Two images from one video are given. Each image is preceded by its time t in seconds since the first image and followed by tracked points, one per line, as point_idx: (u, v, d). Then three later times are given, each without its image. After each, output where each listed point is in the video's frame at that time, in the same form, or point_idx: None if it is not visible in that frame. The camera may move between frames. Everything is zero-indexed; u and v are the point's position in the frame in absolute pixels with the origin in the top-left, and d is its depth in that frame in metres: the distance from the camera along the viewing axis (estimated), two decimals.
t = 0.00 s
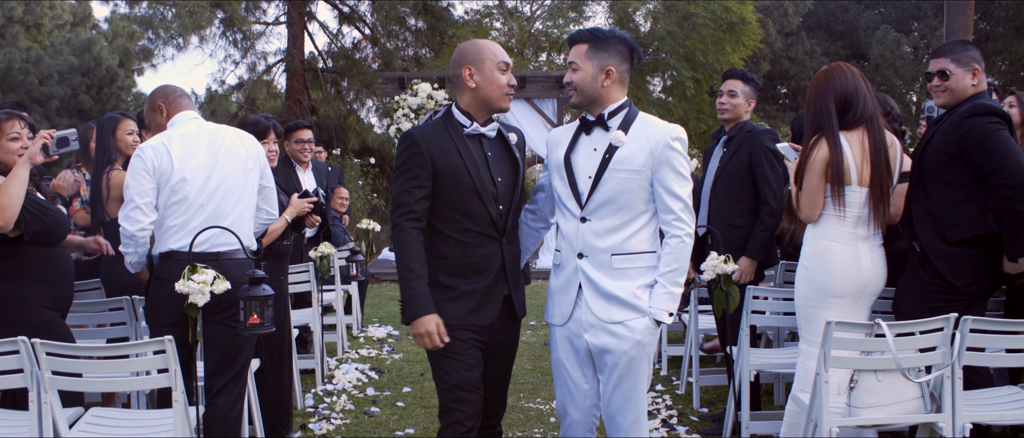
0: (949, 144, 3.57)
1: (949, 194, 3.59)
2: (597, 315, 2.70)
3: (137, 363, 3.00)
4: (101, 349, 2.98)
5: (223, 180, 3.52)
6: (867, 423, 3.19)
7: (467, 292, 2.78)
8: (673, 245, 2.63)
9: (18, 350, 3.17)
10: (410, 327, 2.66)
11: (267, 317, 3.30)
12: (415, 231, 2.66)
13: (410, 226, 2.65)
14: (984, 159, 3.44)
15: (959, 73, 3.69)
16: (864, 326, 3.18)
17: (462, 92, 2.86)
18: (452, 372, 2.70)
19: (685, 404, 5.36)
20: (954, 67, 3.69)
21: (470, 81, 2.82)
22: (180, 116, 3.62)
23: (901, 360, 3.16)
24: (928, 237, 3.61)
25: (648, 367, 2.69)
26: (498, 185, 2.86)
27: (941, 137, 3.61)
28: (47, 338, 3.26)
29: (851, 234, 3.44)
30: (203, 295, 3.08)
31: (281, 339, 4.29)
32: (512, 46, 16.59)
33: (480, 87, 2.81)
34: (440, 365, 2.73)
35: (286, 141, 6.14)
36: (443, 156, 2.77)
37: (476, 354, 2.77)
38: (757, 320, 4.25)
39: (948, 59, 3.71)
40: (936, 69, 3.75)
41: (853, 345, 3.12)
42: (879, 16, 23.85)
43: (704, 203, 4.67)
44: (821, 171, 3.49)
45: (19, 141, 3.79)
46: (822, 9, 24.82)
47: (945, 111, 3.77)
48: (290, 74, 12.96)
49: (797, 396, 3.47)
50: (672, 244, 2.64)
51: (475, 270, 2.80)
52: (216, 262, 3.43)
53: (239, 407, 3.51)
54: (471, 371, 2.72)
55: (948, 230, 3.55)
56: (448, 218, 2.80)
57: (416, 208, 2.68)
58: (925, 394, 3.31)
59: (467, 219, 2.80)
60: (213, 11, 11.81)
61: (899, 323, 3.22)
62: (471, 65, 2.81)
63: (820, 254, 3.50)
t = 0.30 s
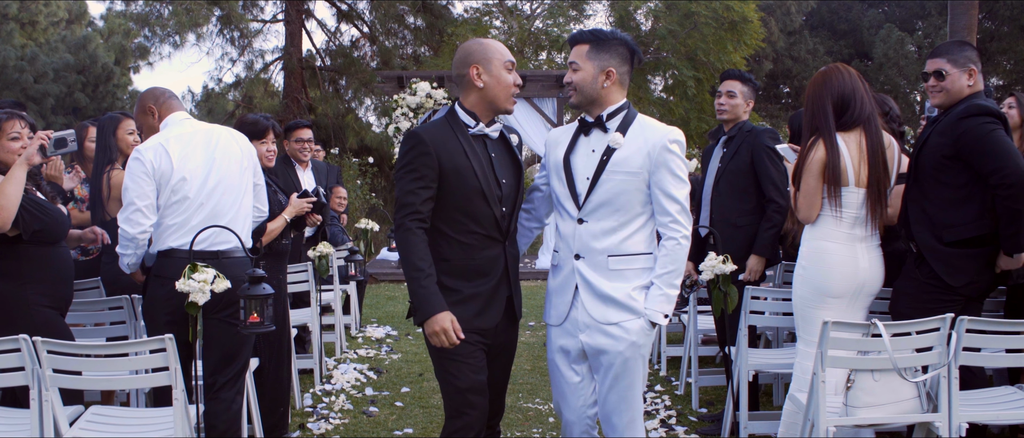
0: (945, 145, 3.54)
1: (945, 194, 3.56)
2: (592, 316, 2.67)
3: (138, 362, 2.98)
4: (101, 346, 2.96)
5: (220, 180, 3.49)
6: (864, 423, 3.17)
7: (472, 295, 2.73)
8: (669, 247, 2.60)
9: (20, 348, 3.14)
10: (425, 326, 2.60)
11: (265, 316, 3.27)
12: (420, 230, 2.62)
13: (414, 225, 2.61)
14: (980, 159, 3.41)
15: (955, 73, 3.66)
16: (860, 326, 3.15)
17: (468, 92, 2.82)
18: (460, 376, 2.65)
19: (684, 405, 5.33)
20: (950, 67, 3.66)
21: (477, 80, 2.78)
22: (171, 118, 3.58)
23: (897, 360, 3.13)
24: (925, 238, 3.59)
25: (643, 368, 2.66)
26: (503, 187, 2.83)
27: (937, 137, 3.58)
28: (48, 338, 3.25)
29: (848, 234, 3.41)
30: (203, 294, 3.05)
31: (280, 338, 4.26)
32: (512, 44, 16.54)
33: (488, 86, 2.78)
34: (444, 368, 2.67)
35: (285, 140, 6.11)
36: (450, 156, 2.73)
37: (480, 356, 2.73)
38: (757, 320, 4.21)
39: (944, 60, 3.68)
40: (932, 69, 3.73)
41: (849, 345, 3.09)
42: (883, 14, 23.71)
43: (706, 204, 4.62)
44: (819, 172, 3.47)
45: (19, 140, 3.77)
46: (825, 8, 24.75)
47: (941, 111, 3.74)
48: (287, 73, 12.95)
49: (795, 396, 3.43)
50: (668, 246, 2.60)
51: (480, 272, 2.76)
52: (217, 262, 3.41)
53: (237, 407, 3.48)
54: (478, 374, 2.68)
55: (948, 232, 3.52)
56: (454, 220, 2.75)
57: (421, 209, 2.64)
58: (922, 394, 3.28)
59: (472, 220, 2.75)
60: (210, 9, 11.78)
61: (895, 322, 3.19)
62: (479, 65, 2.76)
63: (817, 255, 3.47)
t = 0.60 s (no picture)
0: (941, 144, 3.52)
1: (941, 194, 3.53)
2: (584, 314, 2.64)
3: (139, 359, 2.95)
4: (103, 344, 2.94)
5: (217, 177, 3.47)
6: (861, 422, 3.16)
7: (477, 299, 2.68)
8: (661, 247, 2.59)
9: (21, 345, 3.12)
10: (423, 330, 2.56)
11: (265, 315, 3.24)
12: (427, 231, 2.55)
13: (420, 226, 2.54)
14: (976, 158, 3.38)
15: (951, 73, 3.63)
16: (858, 325, 3.13)
17: (478, 90, 2.75)
18: (460, 386, 2.64)
19: (684, 404, 5.30)
20: (946, 66, 3.63)
21: (488, 78, 2.72)
22: (166, 115, 3.56)
23: (895, 359, 3.10)
24: (922, 238, 3.56)
25: (633, 367, 2.63)
26: (509, 187, 2.76)
27: (934, 137, 3.55)
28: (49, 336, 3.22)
29: (846, 234, 3.38)
30: (203, 291, 3.05)
31: (279, 336, 4.24)
32: (512, 42, 16.47)
33: (500, 84, 2.72)
34: (447, 374, 2.64)
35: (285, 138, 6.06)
36: (461, 156, 2.65)
37: (484, 361, 2.69)
38: (756, 319, 4.18)
39: (940, 59, 3.65)
40: (928, 68, 3.70)
41: (848, 344, 3.06)
42: (886, 11, 23.58)
43: (708, 203, 4.55)
44: (817, 172, 3.43)
45: (20, 139, 3.76)
46: (827, 6, 24.65)
47: (938, 111, 3.71)
48: (285, 70, 12.90)
49: (792, 395, 3.40)
50: (660, 246, 2.60)
51: (486, 273, 2.70)
52: (219, 259, 3.40)
53: (234, 407, 3.45)
54: (476, 382, 2.66)
55: (944, 232, 3.49)
56: (462, 220, 2.67)
57: (428, 208, 2.57)
58: (919, 392, 3.26)
59: (481, 221, 2.68)
60: (207, 5, 11.73)
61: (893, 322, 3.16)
62: (491, 62, 2.71)
63: (816, 254, 3.44)
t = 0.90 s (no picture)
0: (938, 144, 3.48)
1: (939, 192, 3.49)
2: (577, 311, 2.67)
3: (141, 356, 2.93)
4: (105, 341, 2.92)
5: (219, 174, 3.46)
6: (860, 420, 3.13)
7: (485, 294, 2.63)
8: (654, 246, 2.61)
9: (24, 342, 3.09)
10: (412, 330, 2.53)
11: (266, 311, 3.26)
12: (439, 226, 2.49)
13: (434, 220, 2.48)
14: (972, 157, 3.35)
15: (948, 71, 3.59)
16: (857, 323, 3.11)
17: (490, 86, 2.70)
18: (465, 385, 2.60)
19: (684, 403, 5.27)
20: (943, 65, 3.60)
21: (502, 74, 2.67)
22: (165, 112, 3.54)
23: (894, 356, 3.07)
24: (921, 238, 3.52)
25: (628, 363, 2.65)
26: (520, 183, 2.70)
27: (930, 136, 3.52)
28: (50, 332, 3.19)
29: (846, 232, 3.35)
30: (204, 288, 3.04)
31: (281, 333, 4.20)
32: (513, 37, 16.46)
33: (514, 80, 2.69)
34: (451, 373, 2.61)
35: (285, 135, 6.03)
36: (479, 151, 2.58)
37: (489, 359, 2.66)
38: (756, 316, 4.14)
39: (937, 57, 3.61)
40: (925, 66, 3.66)
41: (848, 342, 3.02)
42: (890, 8, 23.47)
43: (710, 202, 4.54)
44: (817, 170, 3.40)
45: (22, 137, 3.73)
46: (830, 3, 24.55)
47: (935, 109, 3.67)
48: (283, 67, 12.86)
49: (791, 393, 3.36)
50: (653, 244, 2.61)
51: (494, 270, 2.66)
52: (222, 255, 3.41)
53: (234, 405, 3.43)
54: (480, 381, 2.62)
55: (941, 230, 3.46)
56: (475, 215, 2.61)
57: (443, 202, 2.50)
58: (918, 391, 3.22)
59: (494, 219, 2.62)
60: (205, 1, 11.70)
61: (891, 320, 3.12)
62: (505, 58, 2.67)
63: (816, 253, 3.41)
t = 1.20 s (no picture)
0: (935, 142, 3.45)
1: (938, 191, 3.46)
2: (573, 307, 2.66)
3: (144, 352, 2.91)
4: (107, 337, 2.90)
5: (224, 171, 3.51)
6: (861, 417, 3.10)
7: (493, 291, 2.59)
8: (649, 243, 2.61)
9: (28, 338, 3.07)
10: (414, 323, 2.47)
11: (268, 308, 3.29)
12: (451, 221, 2.45)
13: (447, 214, 2.44)
14: (968, 154, 3.32)
15: (944, 70, 3.56)
16: (858, 320, 3.08)
17: (503, 83, 2.66)
18: (472, 383, 2.56)
19: (686, 401, 5.24)
20: (939, 64, 3.56)
21: (516, 71, 2.64)
22: (171, 106, 3.55)
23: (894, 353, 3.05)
24: (920, 237, 3.47)
25: (624, 359, 2.66)
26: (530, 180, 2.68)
27: (928, 135, 3.49)
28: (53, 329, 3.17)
29: (847, 230, 3.32)
30: (208, 285, 3.06)
31: (282, 330, 4.18)
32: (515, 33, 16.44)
33: (527, 77, 2.65)
34: (459, 371, 2.57)
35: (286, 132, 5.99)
36: (494, 146, 2.54)
37: (497, 357, 2.62)
38: (757, 314, 4.13)
39: (934, 56, 3.58)
40: (921, 65, 3.64)
41: (847, 339, 3.00)
42: (894, 4, 23.36)
43: (713, 198, 4.52)
44: (817, 167, 3.36)
45: (25, 134, 3.70)
46: None
47: (932, 109, 3.64)
48: (282, 63, 12.81)
49: (791, 390, 3.34)
50: (648, 241, 2.62)
51: (503, 267, 2.62)
52: (227, 249, 3.44)
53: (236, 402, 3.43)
54: (488, 379, 2.58)
55: (939, 228, 3.42)
56: (486, 211, 2.57)
57: (457, 197, 2.46)
58: (918, 387, 3.20)
59: (504, 215, 2.59)
60: None
61: (892, 316, 3.08)
62: (519, 55, 2.63)
63: (816, 250, 3.38)
